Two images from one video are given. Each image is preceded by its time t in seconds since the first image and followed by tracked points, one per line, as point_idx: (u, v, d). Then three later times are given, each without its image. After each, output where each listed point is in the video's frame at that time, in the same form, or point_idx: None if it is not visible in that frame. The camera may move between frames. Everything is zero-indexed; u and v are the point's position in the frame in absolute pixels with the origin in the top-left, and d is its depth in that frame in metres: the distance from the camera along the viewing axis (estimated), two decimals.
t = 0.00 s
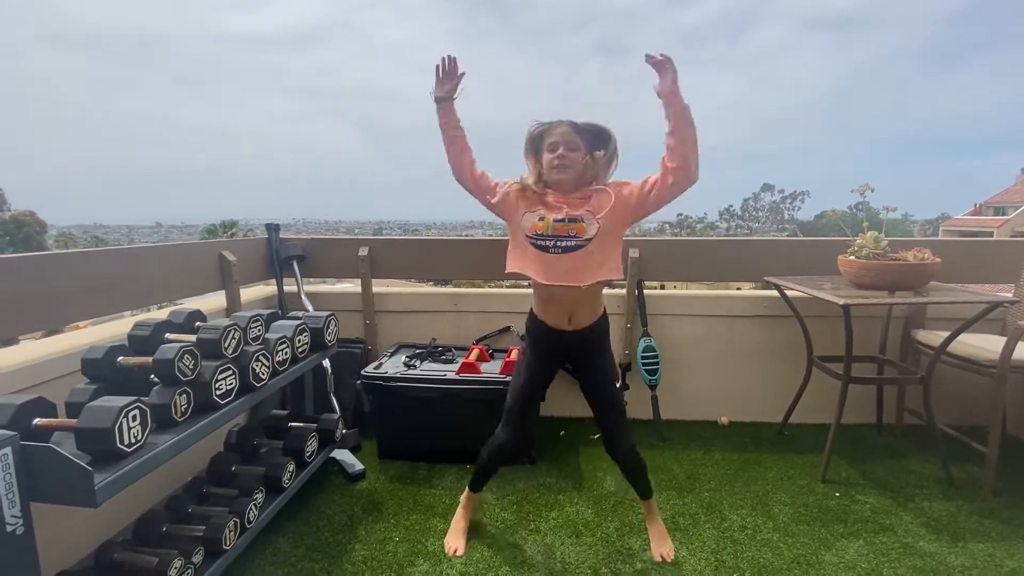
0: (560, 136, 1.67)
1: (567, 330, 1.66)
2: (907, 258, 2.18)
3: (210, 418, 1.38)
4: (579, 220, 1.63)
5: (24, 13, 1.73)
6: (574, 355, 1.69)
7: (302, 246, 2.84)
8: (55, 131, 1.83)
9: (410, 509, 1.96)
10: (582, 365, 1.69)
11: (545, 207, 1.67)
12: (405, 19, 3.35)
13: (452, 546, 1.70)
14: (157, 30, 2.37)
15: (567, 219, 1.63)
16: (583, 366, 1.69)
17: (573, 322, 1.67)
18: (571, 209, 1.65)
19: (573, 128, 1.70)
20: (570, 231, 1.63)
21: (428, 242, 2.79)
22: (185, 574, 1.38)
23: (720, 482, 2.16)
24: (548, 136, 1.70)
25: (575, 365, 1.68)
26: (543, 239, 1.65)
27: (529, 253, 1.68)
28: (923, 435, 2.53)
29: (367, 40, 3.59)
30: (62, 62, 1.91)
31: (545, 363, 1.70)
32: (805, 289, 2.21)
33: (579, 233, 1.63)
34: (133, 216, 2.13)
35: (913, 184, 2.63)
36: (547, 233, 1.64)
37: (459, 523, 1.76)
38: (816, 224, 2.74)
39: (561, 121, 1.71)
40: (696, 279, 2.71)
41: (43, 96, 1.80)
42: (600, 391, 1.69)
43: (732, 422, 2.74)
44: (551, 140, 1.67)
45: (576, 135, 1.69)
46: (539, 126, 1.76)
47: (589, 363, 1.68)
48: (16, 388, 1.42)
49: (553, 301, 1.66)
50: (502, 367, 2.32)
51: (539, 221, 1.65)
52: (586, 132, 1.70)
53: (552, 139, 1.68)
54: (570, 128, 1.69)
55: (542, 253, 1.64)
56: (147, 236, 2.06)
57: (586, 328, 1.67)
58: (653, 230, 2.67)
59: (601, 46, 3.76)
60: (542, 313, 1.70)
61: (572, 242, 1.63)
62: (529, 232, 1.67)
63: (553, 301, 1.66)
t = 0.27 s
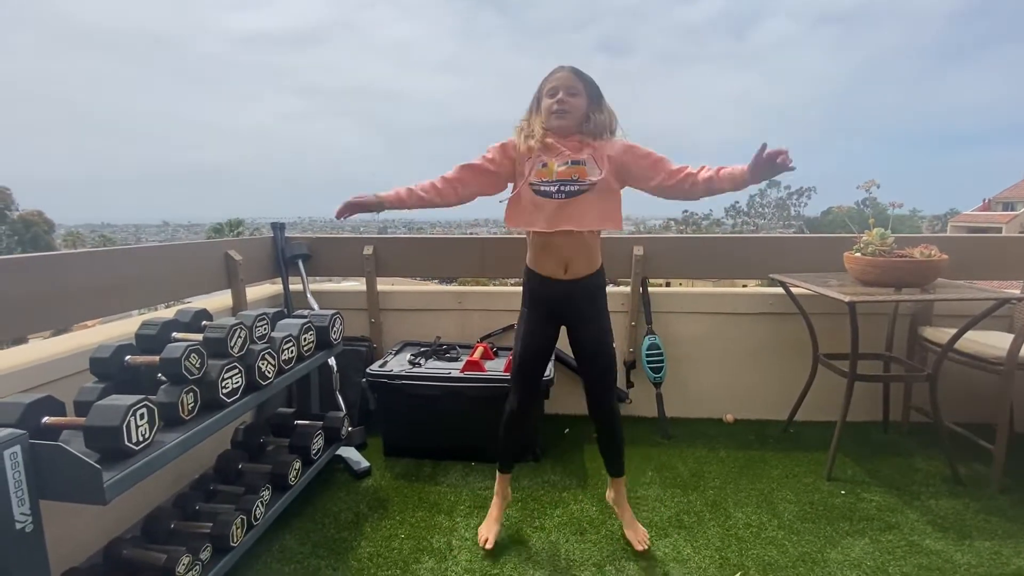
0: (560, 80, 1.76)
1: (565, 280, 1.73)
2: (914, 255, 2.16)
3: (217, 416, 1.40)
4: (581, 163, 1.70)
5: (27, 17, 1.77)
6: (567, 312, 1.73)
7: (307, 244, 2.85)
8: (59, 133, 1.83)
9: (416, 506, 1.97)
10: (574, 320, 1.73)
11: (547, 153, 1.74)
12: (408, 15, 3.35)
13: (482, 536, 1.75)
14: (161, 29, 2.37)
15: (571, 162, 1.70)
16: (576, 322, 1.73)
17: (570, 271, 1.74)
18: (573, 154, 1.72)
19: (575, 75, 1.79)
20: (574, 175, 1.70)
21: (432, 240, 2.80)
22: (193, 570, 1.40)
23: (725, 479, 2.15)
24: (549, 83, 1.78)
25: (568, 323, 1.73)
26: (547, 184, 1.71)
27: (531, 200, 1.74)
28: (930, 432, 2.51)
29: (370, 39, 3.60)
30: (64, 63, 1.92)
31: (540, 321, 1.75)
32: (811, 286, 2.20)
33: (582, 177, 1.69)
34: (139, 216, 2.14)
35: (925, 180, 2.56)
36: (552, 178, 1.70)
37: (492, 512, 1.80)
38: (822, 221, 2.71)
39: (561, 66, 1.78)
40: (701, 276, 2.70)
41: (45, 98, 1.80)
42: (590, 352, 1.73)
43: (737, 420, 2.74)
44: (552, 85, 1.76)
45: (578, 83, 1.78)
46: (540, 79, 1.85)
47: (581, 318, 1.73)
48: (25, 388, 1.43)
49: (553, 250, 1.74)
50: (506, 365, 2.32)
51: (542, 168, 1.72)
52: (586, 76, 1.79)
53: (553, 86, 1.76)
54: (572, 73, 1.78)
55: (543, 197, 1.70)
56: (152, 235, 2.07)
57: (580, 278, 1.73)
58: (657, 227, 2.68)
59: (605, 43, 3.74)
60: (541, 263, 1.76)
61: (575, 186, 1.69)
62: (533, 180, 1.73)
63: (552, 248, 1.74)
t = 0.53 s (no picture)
0: (570, 102, 1.61)
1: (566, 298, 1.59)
2: (919, 252, 2.15)
3: (222, 414, 1.41)
4: (583, 208, 1.55)
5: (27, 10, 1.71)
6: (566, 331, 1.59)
7: (312, 243, 2.87)
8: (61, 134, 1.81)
9: (420, 504, 1.98)
10: (575, 339, 1.59)
11: (548, 190, 1.56)
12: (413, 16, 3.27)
13: (527, 556, 1.67)
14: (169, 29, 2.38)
15: (572, 207, 1.54)
16: (575, 338, 1.59)
17: (571, 291, 1.59)
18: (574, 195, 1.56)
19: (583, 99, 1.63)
20: (576, 220, 1.54)
21: (436, 239, 2.81)
22: (200, 566, 1.41)
23: (728, 477, 2.16)
24: (555, 102, 1.62)
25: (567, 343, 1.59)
26: (547, 228, 1.55)
27: (530, 246, 1.58)
28: (935, 430, 2.51)
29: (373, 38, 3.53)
30: (70, 62, 1.89)
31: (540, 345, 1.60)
32: (815, 284, 2.19)
33: (584, 224, 1.54)
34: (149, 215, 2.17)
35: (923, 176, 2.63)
36: (552, 223, 1.54)
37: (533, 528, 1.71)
38: (829, 218, 2.72)
39: (567, 85, 1.63)
40: (705, 274, 2.70)
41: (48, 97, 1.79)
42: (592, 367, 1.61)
43: (741, 417, 2.74)
44: (561, 106, 1.60)
45: (586, 105, 1.63)
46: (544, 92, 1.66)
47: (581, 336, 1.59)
48: (34, 386, 1.45)
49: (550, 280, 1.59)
50: (509, 364, 2.33)
51: (541, 209, 1.55)
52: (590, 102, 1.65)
53: (560, 107, 1.61)
54: (579, 93, 1.63)
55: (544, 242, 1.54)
56: (162, 235, 2.10)
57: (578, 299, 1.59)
58: (661, 225, 2.66)
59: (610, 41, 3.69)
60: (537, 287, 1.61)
61: (577, 233, 1.55)
62: (531, 222, 1.56)
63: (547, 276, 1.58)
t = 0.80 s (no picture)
0: (576, 121, 1.66)
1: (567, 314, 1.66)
2: (923, 250, 2.14)
3: (225, 411, 1.43)
4: (593, 207, 1.63)
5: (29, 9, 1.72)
6: (563, 345, 1.68)
7: (315, 241, 2.89)
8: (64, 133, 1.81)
9: (421, 500, 1.99)
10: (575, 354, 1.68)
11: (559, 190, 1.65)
12: (420, 13, 3.20)
13: (435, 550, 1.69)
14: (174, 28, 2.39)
15: (582, 205, 1.63)
16: (573, 354, 1.68)
17: (572, 306, 1.67)
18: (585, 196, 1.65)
19: (590, 113, 1.70)
20: (584, 218, 1.62)
21: (439, 237, 2.82)
22: (204, 560, 1.43)
23: (729, 475, 2.16)
24: (562, 121, 1.67)
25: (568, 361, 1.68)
26: (556, 223, 1.62)
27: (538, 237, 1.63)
28: (938, 429, 2.50)
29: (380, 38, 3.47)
30: (70, 62, 1.90)
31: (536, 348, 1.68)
32: (818, 282, 2.18)
33: (592, 221, 1.62)
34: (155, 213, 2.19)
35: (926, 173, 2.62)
36: (561, 217, 1.61)
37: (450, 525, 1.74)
38: (836, 215, 2.64)
39: (574, 107, 1.68)
40: (708, 272, 2.69)
41: (51, 96, 1.79)
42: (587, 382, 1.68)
43: (743, 416, 2.74)
44: (567, 124, 1.65)
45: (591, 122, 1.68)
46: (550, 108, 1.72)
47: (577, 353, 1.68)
48: (41, 382, 1.48)
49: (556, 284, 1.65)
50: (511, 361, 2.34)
51: (551, 204, 1.62)
52: (600, 116, 1.71)
53: (565, 126, 1.66)
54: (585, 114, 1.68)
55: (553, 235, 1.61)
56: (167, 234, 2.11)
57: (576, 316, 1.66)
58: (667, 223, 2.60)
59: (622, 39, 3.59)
60: (539, 297, 1.68)
61: (586, 229, 1.62)
62: (540, 216, 1.63)
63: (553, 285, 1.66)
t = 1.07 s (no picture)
0: (570, 85, 1.72)
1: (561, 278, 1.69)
2: (924, 248, 2.14)
3: (226, 405, 1.44)
4: (588, 163, 1.66)
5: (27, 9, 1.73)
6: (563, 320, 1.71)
7: (317, 239, 2.90)
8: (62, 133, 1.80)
9: (421, 496, 2.01)
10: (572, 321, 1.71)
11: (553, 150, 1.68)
12: (425, 11, 3.16)
13: (460, 545, 1.69)
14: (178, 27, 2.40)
15: (576, 162, 1.66)
16: (571, 328, 1.71)
17: (563, 271, 1.70)
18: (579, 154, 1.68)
19: (585, 79, 1.74)
20: (579, 175, 1.66)
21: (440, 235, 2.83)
22: (204, 553, 1.45)
23: (729, 473, 2.16)
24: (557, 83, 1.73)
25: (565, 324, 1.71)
26: (553, 180, 1.66)
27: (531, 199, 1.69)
28: (940, 428, 2.49)
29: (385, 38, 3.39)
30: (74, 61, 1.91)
31: (537, 326, 1.70)
32: (818, 279, 2.18)
33: (586, 177, 1.65)
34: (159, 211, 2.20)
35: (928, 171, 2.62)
36: (555, 175, 1.65)
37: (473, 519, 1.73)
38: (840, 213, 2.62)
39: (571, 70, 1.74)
40: (708, 270, 2.69)
41: (50, 95, 1.78)
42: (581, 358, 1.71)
43: (743, 414, 2.74)
44: (562, 88, 1.71)
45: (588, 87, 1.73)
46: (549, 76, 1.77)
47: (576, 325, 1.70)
48: (46, 376, 1.50)
49: (548, 249, 1.71)
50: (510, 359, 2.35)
51: (546, 166, 1.67)
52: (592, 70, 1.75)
53: (561, 89, 1.71)
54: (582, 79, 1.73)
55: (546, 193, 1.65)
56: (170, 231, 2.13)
57: (574, 288, 1.70)
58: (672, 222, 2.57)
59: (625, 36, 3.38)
60: (533, 260, 1.73)
61: (582, 184, 1.65)
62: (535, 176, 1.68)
63: (546, 247, 1.71)
